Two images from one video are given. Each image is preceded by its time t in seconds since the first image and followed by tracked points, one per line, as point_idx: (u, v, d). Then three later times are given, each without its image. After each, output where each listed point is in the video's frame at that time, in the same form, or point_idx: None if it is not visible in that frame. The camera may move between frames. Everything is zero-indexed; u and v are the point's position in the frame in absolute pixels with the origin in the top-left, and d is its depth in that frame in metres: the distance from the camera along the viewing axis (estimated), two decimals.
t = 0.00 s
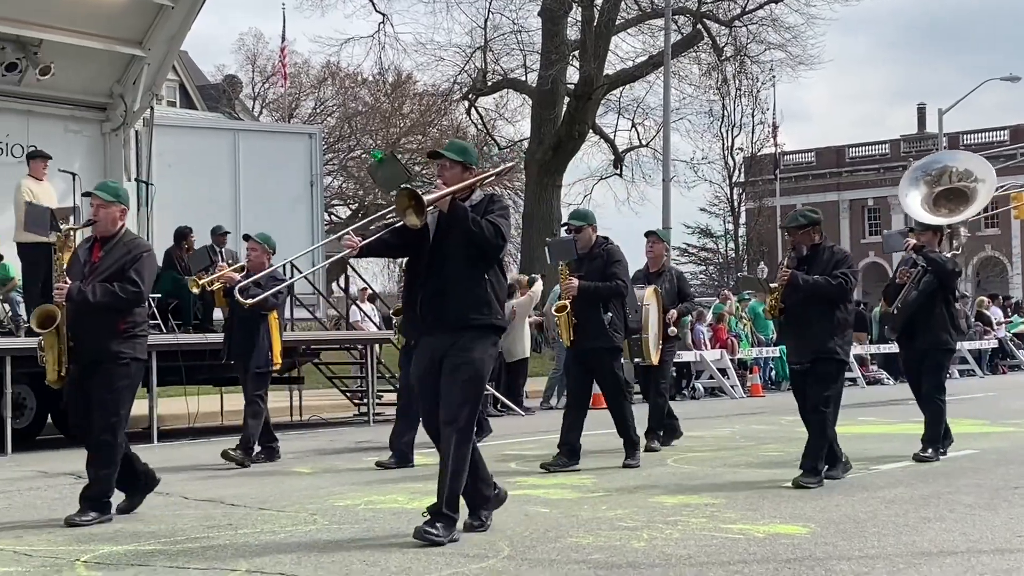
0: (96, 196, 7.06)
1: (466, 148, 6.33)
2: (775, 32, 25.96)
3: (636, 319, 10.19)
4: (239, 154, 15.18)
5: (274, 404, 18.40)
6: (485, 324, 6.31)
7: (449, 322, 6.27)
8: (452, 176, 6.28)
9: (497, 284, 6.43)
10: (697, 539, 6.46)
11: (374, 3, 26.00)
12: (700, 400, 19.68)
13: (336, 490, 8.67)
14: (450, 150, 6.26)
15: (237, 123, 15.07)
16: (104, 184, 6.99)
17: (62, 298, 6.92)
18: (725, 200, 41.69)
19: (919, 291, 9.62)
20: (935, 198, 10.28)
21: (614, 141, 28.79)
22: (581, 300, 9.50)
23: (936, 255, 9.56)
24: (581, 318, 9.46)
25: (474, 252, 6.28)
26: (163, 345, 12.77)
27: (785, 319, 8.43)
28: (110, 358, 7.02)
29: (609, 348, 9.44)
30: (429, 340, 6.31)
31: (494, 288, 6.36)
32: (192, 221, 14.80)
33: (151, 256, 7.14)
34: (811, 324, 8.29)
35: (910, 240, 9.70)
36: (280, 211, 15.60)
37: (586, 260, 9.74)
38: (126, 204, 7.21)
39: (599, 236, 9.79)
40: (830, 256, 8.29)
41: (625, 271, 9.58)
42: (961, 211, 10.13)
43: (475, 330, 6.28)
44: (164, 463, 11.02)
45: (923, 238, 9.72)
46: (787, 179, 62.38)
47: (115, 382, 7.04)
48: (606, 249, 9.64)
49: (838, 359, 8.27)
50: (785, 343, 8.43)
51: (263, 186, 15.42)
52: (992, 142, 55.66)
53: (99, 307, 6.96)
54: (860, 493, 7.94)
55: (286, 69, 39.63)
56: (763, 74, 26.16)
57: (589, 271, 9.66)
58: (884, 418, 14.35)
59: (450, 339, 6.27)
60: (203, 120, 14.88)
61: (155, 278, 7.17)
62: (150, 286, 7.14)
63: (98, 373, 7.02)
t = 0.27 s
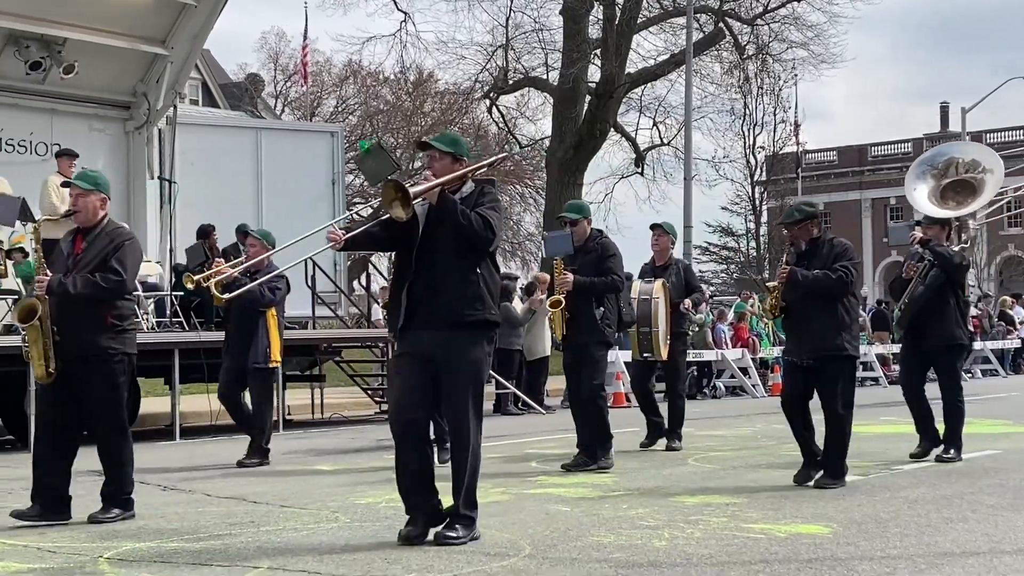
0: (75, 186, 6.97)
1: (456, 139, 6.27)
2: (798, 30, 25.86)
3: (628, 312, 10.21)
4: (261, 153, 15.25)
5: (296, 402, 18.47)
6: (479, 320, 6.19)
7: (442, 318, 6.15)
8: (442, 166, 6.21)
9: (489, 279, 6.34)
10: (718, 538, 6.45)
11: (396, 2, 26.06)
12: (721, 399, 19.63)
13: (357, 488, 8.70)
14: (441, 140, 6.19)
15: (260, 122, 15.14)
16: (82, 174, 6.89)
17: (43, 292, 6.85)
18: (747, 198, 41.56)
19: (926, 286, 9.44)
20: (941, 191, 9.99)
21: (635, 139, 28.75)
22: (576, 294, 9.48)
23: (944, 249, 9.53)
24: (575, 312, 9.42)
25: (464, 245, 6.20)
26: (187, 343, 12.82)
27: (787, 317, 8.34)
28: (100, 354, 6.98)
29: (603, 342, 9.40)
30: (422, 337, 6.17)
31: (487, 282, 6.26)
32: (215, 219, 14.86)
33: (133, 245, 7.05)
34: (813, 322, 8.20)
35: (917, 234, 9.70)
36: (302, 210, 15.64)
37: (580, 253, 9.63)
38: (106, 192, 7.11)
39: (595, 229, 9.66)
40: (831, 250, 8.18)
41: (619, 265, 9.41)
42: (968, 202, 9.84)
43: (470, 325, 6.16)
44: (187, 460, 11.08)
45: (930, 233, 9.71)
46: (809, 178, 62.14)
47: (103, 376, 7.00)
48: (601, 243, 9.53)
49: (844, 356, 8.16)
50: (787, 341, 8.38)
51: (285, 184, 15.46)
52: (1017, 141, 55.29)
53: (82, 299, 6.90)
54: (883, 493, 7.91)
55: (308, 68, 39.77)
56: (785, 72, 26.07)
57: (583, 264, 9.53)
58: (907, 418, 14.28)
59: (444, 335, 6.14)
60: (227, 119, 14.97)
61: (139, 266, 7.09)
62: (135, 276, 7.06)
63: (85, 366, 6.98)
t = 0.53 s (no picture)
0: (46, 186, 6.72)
1: (441, 138, 6.21)
2: (823, 30, 25.78)
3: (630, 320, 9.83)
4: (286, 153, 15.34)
5: (320, 400, 18.54)
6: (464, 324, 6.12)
7: (428, 322, 6.07)
8: (427, 168, 6.17)
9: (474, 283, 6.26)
10: (742, 539, 6.44)
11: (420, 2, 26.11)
12: (745, 399, 19.58)
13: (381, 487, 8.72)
14: (425, 140, 6.14)
15: (286, 122, 15.23)
16: (53, 173, 6.64)
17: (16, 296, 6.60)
18: (771, 198, 41.43)
19: (928, 288, 9.25)
20: (949, 192, 9.88)
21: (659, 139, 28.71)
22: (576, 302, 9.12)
23: (948, 250, 9.19)
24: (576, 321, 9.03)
25: (449, 248, 6.12)
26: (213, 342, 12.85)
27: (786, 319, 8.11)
28: (76, 358, 6.72)
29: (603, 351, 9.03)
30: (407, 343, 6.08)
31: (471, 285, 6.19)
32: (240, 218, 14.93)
33: (107, 245, 6.79)
34: (810, 325, 7.98)
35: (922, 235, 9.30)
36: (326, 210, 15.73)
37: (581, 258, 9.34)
38: (77, 191, 6.85)
39: (596, 233, 9.40)
40: (833, 252, 7.99)
41: (622, 272, 9.13)
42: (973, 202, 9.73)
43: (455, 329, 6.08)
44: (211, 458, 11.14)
45: (935, 235, 9.36)
46: (834, 177, 61.88)
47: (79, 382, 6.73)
48: (603, 248, 9.25)
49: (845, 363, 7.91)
50: (784, 347, 8.10)
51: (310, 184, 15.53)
52: None
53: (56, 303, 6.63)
54: (908, 494, 7.87)
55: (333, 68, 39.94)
56: (810, 72, 25.97)
57: (585, 270, 9.25)
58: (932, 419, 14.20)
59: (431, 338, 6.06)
60: (253, 119, 15.08)
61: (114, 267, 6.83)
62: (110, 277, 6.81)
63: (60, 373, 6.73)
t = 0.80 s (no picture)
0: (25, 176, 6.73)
1: (426, 129, 6.04)
2: (849, 29, 25.65)
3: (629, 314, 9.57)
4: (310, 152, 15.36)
5: (343, 400, 18.59)
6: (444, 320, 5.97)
7: (407, 317, 5.93)
8: (408, 158, 5.98)
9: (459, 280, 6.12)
10: (766, 539, 6.41)
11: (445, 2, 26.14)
12: (769, 400, 19.50)
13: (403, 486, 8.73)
14: (410, 130, 5.95)
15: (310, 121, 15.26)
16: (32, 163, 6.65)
17: None
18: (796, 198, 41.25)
19: (934, 284, 9.07)
20: (954, 186, 9.68)
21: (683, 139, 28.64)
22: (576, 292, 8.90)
23: (954, 246, 9.04)
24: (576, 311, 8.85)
25: (432, 242, 5.99)
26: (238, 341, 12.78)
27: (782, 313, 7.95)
28: (44, 352, 6.67)
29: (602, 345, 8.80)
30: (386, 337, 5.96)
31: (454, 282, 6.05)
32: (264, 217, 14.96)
33: (85, 238, 6.77)
34: (803, 319, 7.83)
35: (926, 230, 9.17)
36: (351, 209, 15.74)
37: (583, 249, 9.11)
38: (58, 184, 6.86)
39: (598, 223, 9.11)
40: (826, 242, 7.86)
41: (622, 262, 8.83)
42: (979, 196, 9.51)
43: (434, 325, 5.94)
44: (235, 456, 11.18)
45: (941, 230, 9.17)
46: (860, 177, 61.59)
47: (50, 375, 6.68)
48: (604, 239, 8.98)
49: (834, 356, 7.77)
50: (780, 339, 7.97)
51: (334, 184, 15.54)
52: None
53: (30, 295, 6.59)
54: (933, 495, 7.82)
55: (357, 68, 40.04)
56: (836, 72, 25.84)
57: (586, 259, 9.01)
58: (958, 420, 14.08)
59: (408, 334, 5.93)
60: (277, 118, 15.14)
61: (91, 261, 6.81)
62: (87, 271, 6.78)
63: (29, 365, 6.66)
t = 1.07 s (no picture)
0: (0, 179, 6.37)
1: (413, 126, 5.77)
2: (874, 30, 25.54)
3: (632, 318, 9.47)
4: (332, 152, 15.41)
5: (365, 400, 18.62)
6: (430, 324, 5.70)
7: (392, 322, 5.67)
8: (397, 158, 5.75)
9: (449, 281, 5.83)
10: (790, 540, 6.39)
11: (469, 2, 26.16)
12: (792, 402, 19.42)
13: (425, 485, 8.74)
14: (395, 129, 5.69)
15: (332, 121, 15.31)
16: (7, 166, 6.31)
17: None
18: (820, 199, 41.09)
19: (944, 289, 8.94)
20: (965, 187, 9.47)
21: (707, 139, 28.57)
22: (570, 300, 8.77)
23: (964, 250, 8.88)
24: (571, 318, 8.72)
25: (419, 244, 5.69)
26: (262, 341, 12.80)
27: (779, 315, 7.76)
28: (17, 358, 6.32)
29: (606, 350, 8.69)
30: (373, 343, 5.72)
31: (442, 284, 5.75)
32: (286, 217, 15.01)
33: (62, 245, 6.42)
34: (804, 324, 7.63)
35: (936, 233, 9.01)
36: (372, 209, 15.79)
37: (576, 255, 8.97)
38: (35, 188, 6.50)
39: (590, 229, 9.02)
40: (827, 248, 7.69)
41: (616, 267, 8.73)
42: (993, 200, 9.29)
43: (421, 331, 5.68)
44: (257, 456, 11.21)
45: (950, 233, 9.03)
46: (884, 178, 61.31)
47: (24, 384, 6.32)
48: (597, 243, 8.86)
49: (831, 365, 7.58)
50: (780, 344, 7.79)
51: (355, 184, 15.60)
52: None
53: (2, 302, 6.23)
54: (958, 497, 7.77)
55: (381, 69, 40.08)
56: (860, 72, 25.71)
57: (580, 265, 8.87)
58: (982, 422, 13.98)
59: (395, 341, 5.68)
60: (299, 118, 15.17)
61: (68, 270, 6.45)
62: (63, 279, 6.43)
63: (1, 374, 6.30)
